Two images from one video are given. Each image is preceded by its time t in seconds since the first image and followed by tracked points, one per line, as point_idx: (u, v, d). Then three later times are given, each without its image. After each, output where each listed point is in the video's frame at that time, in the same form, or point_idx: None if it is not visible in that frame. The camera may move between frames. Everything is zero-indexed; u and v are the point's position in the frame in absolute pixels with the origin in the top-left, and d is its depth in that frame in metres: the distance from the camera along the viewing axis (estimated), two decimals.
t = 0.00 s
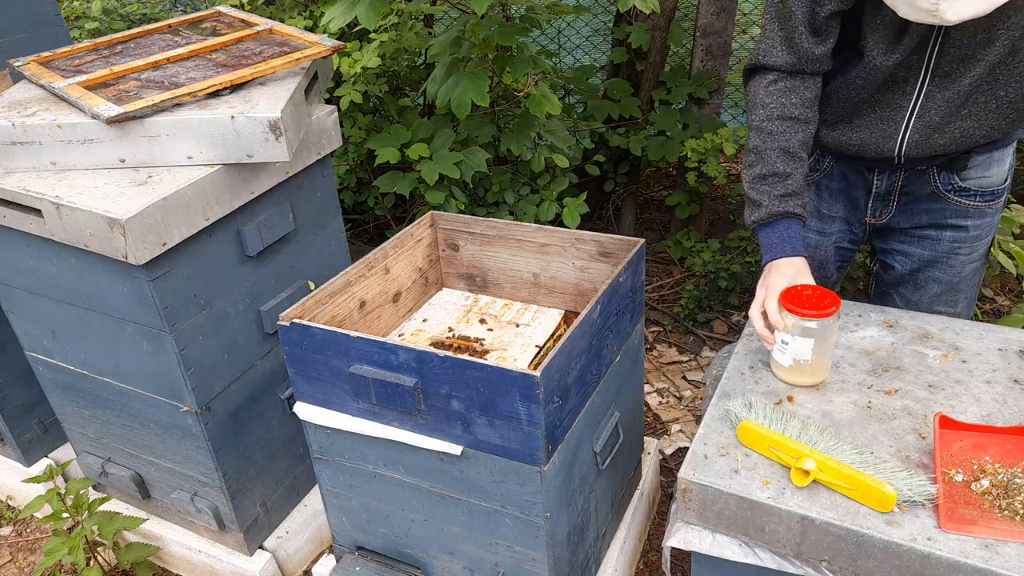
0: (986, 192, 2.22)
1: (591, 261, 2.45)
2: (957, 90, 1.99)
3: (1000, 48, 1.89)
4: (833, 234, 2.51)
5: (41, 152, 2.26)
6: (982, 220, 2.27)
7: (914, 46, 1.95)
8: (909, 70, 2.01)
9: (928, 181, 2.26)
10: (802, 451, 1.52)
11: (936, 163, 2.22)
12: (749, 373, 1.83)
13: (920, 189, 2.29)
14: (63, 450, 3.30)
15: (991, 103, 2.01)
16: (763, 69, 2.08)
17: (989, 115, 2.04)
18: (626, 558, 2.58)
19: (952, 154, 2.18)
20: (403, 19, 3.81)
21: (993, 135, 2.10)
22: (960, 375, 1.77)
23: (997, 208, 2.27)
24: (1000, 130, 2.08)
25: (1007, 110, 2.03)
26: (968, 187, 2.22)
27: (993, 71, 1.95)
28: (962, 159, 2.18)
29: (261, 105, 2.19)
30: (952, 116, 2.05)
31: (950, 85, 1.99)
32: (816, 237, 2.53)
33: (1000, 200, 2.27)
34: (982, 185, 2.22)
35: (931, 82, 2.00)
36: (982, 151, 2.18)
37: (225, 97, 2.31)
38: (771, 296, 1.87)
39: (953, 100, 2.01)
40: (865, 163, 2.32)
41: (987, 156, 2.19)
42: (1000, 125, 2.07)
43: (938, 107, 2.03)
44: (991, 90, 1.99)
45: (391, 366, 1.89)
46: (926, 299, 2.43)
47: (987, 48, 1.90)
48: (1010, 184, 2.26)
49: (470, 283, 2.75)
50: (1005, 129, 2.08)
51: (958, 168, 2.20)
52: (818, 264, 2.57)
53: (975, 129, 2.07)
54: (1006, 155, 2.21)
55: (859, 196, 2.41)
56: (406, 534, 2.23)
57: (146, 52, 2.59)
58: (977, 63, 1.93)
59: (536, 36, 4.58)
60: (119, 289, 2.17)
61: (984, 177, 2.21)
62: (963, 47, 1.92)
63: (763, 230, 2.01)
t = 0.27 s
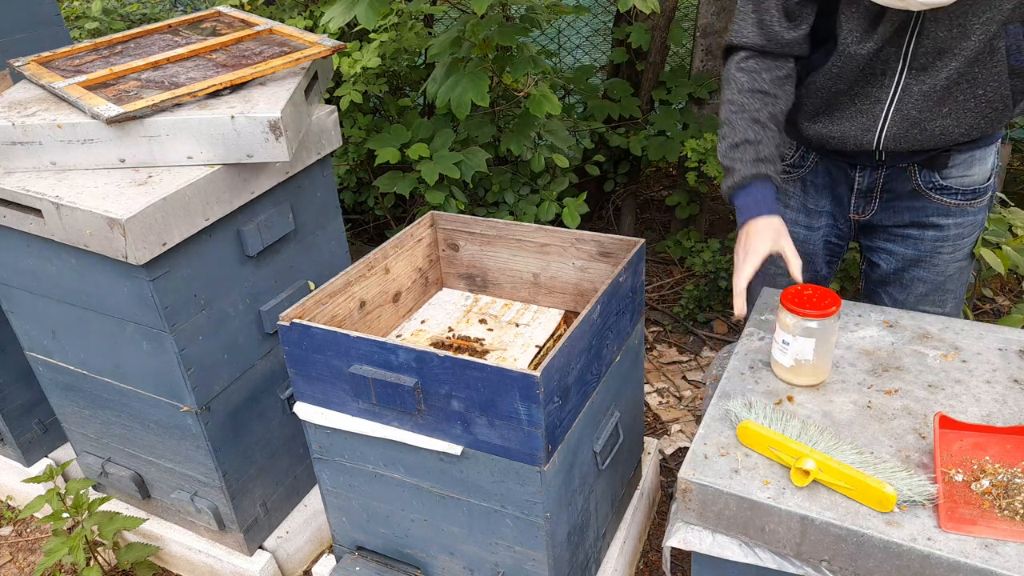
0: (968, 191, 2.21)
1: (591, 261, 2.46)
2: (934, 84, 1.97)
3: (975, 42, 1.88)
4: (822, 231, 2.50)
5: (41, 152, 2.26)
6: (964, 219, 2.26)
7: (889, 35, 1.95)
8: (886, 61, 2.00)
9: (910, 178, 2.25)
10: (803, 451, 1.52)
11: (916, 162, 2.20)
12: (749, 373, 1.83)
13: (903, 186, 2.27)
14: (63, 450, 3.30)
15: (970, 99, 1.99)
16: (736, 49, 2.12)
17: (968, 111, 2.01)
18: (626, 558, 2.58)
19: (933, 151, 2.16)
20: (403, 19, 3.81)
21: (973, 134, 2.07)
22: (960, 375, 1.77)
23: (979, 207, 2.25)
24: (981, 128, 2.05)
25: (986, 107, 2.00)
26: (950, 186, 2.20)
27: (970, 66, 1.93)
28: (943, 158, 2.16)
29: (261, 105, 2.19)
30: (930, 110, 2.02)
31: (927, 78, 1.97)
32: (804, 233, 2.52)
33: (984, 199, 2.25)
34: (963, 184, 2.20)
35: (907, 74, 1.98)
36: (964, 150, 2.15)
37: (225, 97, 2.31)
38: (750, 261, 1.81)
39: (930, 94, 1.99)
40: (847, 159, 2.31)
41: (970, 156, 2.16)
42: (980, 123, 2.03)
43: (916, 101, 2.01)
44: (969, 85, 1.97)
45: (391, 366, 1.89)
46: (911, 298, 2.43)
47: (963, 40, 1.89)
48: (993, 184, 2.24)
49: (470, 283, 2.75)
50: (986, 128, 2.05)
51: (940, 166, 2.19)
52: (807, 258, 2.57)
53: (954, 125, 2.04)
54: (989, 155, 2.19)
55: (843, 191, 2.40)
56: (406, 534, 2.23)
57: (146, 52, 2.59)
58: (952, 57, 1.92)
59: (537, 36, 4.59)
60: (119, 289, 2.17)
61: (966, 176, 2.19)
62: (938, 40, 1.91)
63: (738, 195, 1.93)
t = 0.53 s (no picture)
0: (951, 190, 2.23)
1: (591, 261, 2.46)
2: (913, 71, 2.01)
3: (951, 29, 1.92)
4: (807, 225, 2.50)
5: (41, 152, 2.26)
6: (948, 218, 2.27)
7: (863, 20, 2.01)
8: (864, 47, 2.05)
9: (893, 177, 2.26)
10: (804, 452, 1.52)
11: (899, 160, 2.22)
12: (749, 373, 1.83)
13: (886, 185, 2.29)
14: (63, 450, 3.30)
15: (951, 89, 2.01)
16: (710, 24, 2.43)
17: (950, 102, 2.03)
18: (626, 558, 2.58)
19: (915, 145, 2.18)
20: (403, 19, 3.80)
21: (956, 128, 2.08)
22: (960, 375, 1.77)
23: (963, 207, 2.27)
24: (964, 121, 2.06)
25: (968, 99, 2.02)
26: (932, 185, 2.21)
27: (948, 55, 1.97)
28: (925, 155, 2.18)
29: (261, 105, 2.19)
30: (911, 99, 2.05)
31: (905, 63, 2.01)
32: (792, 230, 2.50)
33: (967, 199, 2.26)
34: (946, 184, 2.21)
35: (884, 59, 2.03)
36: (946, 148, 2.17)
37: (225, 97, 2.31)
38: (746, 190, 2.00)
39: (910, 81, 2.02)
40: (831, 156, 2.33)
41: (952, 155, 2.18)
42: (962, 114, 2.05)
43: (896, 88, 2.05)
44: (949, 74, 1.99)
45: (391, 366, 1.89)
46: (899, 299, 2.43)
47: (941, 27, 1.92)
48: (975, 183, 2.26)
49: (470, 283, 2.75)
50: (968, 120, 2.06)
51: (922, 165, 2.20)
52: (800, 255, 2.56)
53: (937, 116, 2.05)
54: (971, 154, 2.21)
55: (829, 189, 2.42)
56: (406, 534, 2.23)
57: (146, 52, 2.59)
58: (929, 44, 1.96)
59: (537, 36, 4.59)
60: (119, 289, 2.17)
61: (948, 175, 2.21)
62: (914, 26, 1.95)
63: (728, 133, 2.25)
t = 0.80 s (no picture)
0: (935, 189, 2.27)
1: (591, 261, 2.46)
2: (895, 59, 2.04)
3: (932, 17, 1.96)
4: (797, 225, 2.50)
5: (41, 152, 2.26)
6: (933, 217, 2.30)
7: (843, 10, 2.05)
8: (846, 38, 2.09)
9: (877, 176, 2.29)
10: (804, 452, 1.52)
11: (884, 158, 2.25)
12: (749, 373, 1.83)
13: (870, 185, 2.32)
14: (63, 450, 3.30)
15: (934, 77, 2.04)
16: (700, 20, 2.50)
17: (934, 90, 2.05)
18: (626, 558, 2.58)
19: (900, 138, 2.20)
20: (403, 19, 3.80)
21: (941, 119, 2.10)
22: (960, 375, 1.77)
23: (948, 205, 2.31)
24: (948, 110, 2.08)
25: (951, 88, 2.05)
26: (917, 184, 2.26)
27: (929, 43, 2.00)
28: (910, 154, 2.22)
29: (261, 105, 2.19)
30: (895, 88, 2.07)
31: (888, 52, 2.05)
32: (783, 230, 2.50)
33: (951, 197, 2.30)
34: (930, 184, 2.26)
35: (867, 49, 2.07)
36: (929, 147, 2.22)
37: (225, 97, 2.31)
38: (754, 166, 2.11)
39: (893, 70, 2.06)
40: (817, 154, 2.35)
41: (935, 154, 2.23)
42: (947, 104, 2.07)
43: (879, 77, 2.08)
44: (932, 63, 2.03)
45: (391, 366, 1.89)
46: (888, 298, 2.46)
47: (922, 14, 1.97)
48: (959, 182, 2.30)
49: (470, 283, 2.75)
50: (953, 109, 2.08)
51: (907, 164, 2.24)
52: (791, 255, 2.55)
53: (922, 105, 2.07)
54: (954, 154, 2.26)
55: (816, 189, 2.44)
56: (405, 534, 2.23)
57: (146, 52, 2.59)
58: (911, 31, 2.00)
59: (536, 36, 4.60)
60: (119, 289, 2.17)
61: (932, 174, 2.25)
62: (895, 13, 2.00)
63: (725, 119, 2.31)
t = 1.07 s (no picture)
0: (919, 186, 2.30)
1: (591, 261, 2.45)
2: (878, 54, 2.08)
3: (913, 10, 2.00)
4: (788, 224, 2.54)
5: (41, 152, 2.26)
6: (917, 214, 2.34)
7: (825, 6, 2.09)
8: (829, 34, 2.12)
9: (861, 175, 2.32)
10: (804, 452, 1.52)
11: (868, 156, 2.28)
12: (749, 373, 1.83)
13: (855, 183, 2.35)
14: (63, 450, 3.30)
15: (916, 71, 2.07)
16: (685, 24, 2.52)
17: (916, 84, 2.09)
18: (626, 558, 2.58)
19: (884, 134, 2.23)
20: (403, 19, 3.80)
21: (924, 113, 2.13)
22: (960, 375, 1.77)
23: (931, 202, 2.34)
24: (930, 104, 2.12)
25: (933, 81, 2.08)
26: (901, 182, 2.29)
27: (911, 37, 2.04)
28: (893, 154, 2.26)
29: (261, 105, 2.19)
30: (878, 82, 2.11)
31: (870, 46, 2.09)
32: (772, 229, 2.54)
33: (934, 194, 2.34)
34: (913, 182, 2.29)
35: (849, 44, 2.11)
36: (913, 146, 2.25)
37: (225, 97, 2.31)
38: (752, 161, 2.07)
39: (875, 63, 2.09)
40: (802, 153, 2.38)
41: (919, 152, 2.26)
42: (929, 98, 2.11)
43: (862, 71, 2.11)
44: (914, 57, 2.07)
45: (391, 366, 1.89)
46: (874, 296, 2.49)
47: (903, 8, 2.01)
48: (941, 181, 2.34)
49: (470, 283, 2.75)
50: (935, 103, 2.12)
51: (891, 162, 2.27)
52: (780, 253, 2.60)
53: (905, 99, 2.10)
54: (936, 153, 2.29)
55: (800, 188, 2.47)
56: (405, 534, 2.23)
57: (146, 52, 2.59)
58: (893, 25, 2.04)
59: (537, 36, 4.60)
60: (119, 289, 2.17)
61: (916, 172, 2.28)
62: (876, 8, 2.04)
63: (714, 116, 2.31)
